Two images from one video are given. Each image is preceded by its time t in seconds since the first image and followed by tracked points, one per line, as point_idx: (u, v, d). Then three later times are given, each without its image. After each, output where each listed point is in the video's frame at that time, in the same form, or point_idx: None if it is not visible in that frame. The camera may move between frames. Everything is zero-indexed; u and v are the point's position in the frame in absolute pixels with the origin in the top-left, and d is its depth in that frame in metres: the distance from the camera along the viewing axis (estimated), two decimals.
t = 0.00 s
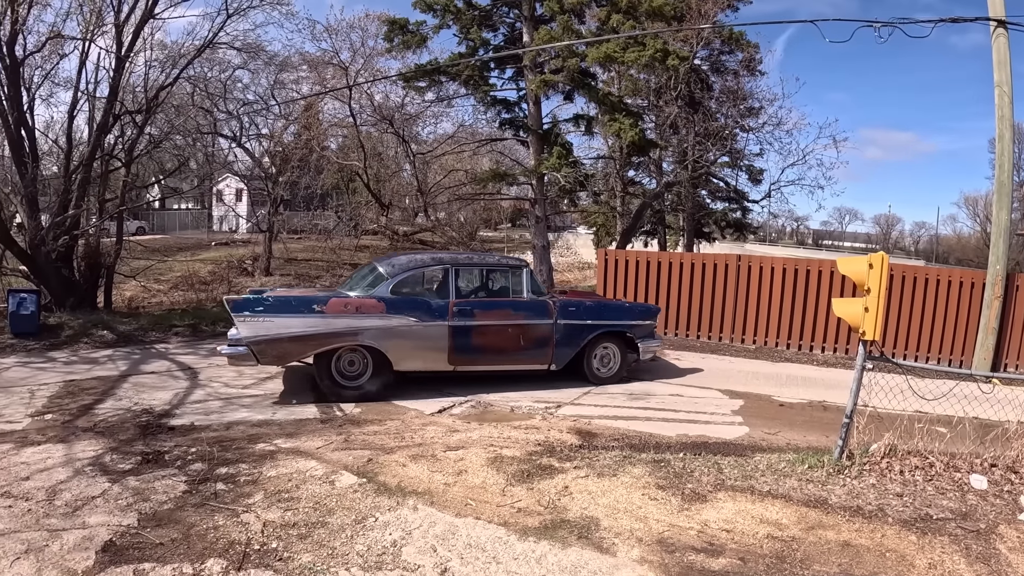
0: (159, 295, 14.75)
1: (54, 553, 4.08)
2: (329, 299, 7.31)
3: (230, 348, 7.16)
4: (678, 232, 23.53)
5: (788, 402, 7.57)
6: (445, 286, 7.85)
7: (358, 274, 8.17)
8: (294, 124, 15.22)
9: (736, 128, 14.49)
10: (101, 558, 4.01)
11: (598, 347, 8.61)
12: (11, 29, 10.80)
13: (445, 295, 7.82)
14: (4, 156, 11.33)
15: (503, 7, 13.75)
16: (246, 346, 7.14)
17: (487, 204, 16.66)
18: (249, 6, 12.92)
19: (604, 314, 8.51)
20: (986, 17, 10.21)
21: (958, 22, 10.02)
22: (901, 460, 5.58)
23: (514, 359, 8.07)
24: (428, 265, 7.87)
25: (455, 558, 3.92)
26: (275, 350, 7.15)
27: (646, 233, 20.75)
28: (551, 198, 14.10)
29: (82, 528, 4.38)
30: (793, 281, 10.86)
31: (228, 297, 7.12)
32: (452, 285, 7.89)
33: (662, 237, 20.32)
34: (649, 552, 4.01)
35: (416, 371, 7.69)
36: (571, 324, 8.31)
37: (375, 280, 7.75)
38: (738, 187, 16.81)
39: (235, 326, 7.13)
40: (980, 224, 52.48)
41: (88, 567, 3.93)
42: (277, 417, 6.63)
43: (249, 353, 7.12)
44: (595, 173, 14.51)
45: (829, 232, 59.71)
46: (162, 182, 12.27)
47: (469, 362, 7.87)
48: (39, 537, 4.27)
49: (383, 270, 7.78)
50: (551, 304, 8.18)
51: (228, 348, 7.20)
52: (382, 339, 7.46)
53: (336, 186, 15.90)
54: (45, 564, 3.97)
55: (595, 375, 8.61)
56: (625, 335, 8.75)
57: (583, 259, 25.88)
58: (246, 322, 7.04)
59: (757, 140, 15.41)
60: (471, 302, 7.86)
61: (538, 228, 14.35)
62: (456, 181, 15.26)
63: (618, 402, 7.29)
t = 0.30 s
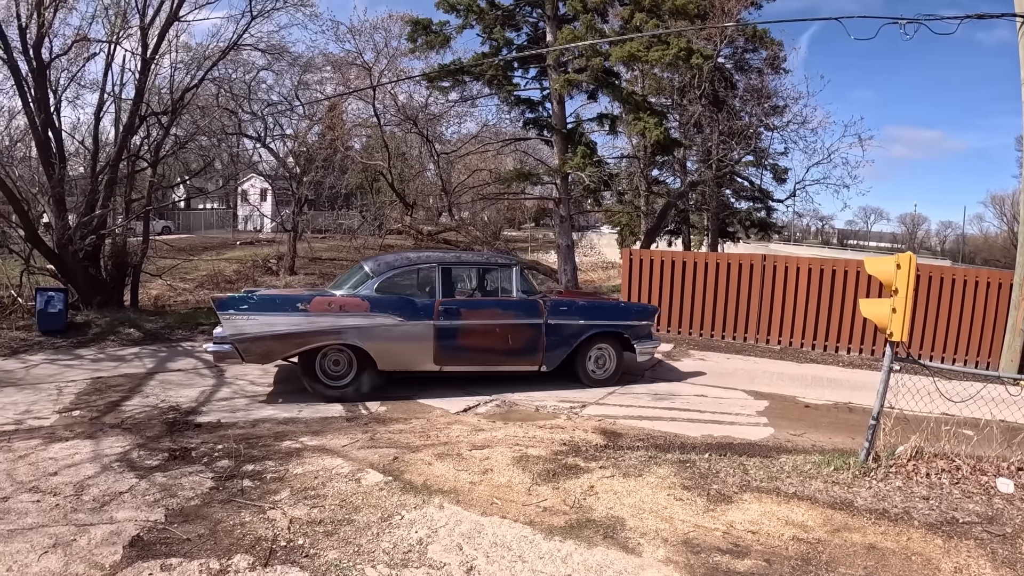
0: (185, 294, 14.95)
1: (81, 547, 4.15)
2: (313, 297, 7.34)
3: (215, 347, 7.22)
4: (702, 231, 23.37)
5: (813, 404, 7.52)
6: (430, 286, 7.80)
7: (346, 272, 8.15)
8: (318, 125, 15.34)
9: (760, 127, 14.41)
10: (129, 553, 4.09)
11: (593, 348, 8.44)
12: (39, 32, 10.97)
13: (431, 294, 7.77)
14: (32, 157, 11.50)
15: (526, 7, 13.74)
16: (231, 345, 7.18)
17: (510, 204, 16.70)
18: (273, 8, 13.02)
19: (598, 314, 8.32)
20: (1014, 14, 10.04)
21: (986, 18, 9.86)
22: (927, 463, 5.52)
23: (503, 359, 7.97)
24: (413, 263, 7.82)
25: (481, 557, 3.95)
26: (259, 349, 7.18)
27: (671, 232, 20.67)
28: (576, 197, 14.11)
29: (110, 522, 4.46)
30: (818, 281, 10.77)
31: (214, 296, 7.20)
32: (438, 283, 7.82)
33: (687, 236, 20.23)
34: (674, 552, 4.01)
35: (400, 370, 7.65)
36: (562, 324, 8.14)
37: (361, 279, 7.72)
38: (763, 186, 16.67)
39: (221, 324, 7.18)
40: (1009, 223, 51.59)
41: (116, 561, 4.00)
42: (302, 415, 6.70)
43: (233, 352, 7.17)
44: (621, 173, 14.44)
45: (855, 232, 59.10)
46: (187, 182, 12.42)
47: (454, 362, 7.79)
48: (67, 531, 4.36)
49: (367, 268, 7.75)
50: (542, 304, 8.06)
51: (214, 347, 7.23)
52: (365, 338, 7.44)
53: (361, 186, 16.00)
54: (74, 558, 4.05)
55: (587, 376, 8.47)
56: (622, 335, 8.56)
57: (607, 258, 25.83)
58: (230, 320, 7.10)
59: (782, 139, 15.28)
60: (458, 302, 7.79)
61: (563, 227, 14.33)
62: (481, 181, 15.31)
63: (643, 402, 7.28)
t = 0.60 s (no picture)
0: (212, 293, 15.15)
1: (114, 541, 4.24)
2: (300, 296, 7.40)
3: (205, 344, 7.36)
4: (729, 231, 23.19)
5: (842, 405, 7.47)
6: (418, 284, 7.76)
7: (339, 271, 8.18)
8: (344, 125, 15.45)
9: (787, 126, 14.29)
10: (160, 547, 4.16)
11: (589, 349, 8.27)
12: (69, 35, 11.13)
13: (418, 293, 7.73)
14: (62, 158, 11.67)
15: (552, 6, 13.74)
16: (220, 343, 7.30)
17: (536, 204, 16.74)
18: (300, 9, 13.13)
19: (592, 313, 8.15)
20: None
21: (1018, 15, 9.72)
22: (959, 466, 5.45)
23: (492, 360, 7.87)
24: (400, 262, 7.78)
25: (513, 555, 3.97)
26: (246, 347, 7.27)
27: (698, 232, 20.57)
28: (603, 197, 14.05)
29: (142, 517, 4.54)
30: (846, 281, 10.69)
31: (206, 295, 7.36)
32: (426, 282, 7.78)
33: (714, 236, 20.11)
34: (706, 552, 4.01)
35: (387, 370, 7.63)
36: (555, 324, 7.99)
37: (350, 277, 7.74)
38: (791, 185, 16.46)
39: (211, 322, 7.32)
40: None
41: (148, 556, 4.08)
42: (332, 413, 6.77)
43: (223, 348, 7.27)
44: (647, 172, 14.41)
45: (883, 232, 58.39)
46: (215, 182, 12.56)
47: (442, 362, 7.73)
48: (99, 526, 4.45)
49: (356, 267, 7.76)
50: (533, 303, 7.93)
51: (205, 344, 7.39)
52: (351, 338, 7.45)
53: (388, 186, 16.09)
54: (105, 552, 4.13)
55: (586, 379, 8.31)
56: (620, 336, 8.37)
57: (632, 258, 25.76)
58: (219, 317, 7.22)
59: (809, 137, 15.14)
60: (446, 301, 7.72)
61: (590, 227, 14.29)
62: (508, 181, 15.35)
63: (672, 402, 7.28)
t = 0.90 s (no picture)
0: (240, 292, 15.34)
1: (149, 536, 4.32)
2: (291, 294, 7.43)
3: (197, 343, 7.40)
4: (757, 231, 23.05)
5: (872, 407, 7.43)
6: (409, 283, 7.74)
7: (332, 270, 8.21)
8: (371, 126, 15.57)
9: (816, 125, 14.18)
10: (195, 542, 4.23)
11: (585, 350, 8.14)
12: (99, 38, 11.29)
13: (409, 292, 7.72)
14: (92, 159, 11.85)
15: (579, 6, 13.74)
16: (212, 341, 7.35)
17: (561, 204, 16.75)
18: (328, 11, 13.24)
19: (587, 313, 8.02)
20: None
21: None
22: (992, 468, 5.38)
23: (483, 360, 7.80)
24: (391, 260, 7.75)
25: (548, 553, 4.00)
26: (238, 345, 7.32)
27: (726, 232, 20.47)
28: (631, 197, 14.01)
29: (176, 512, 4.62)
30: (876, 282, 10.60)
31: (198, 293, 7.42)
32: (417, 280, 7.76)
33: (741, 237, 19.99)
34: (741, 552, 4.02)
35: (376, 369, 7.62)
36: (548, 324, 7.89)
37: (340, 276, 7.76)
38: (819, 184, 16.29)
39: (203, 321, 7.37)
40: None
41: (183, 550, 4.15)
42: (364, 411, 6.84)
43: (216, 348, 7.29)
44: (675, 172, 14.37)
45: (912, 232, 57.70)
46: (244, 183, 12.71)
47: (431, 361, 7.70)
48: (134, 520, 4.53)
49: (346, 266, 7.77)
50: (525, 303, 7.84)
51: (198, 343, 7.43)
52: (340, 336, 7.47)
53: (415, 187, 16.17)
54: (140, 546, 4.21)
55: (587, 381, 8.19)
56: (618, 337, 8.22)
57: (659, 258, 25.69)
58: (211, 315, 7.28)
59: (838, 137, 15.02)
60: (436, 299, 7.69)
61: (618, 228, 14.25)
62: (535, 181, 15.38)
63: (702, 402, 7.28)
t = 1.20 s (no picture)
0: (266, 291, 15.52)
1: (183, 532, 4.40)
2: (282, 294, 7.43)
3: (194, 340, 7.50)
4: (783, 232, 22.93)
5: (901, 410, 7.40)
6: (400, 283, 7.68)
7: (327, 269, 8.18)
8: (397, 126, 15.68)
9: (843, 124, 14.07)
10: (230, 538, 4.31)
11: (578, 351, 8.00)
12: (128, 39, 11.44)
13: (399, 292, 7.66)
14: (120, 159, 12.04)
15: (605, 6, 13.74)
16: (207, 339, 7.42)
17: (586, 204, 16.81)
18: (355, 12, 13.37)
19: (581, 314, 7.88)
20: None
21: None
22: None
23: (473, 360, 7.70)
24: (381, 260, 7.71)
25: (582, 551, 4.05)
26: (230, 343, 7.36)
27: (751, 233, 20.38)
28: (658, 197, 14.00)
29: (210, 508, 4.71)
30: (906, 283, 10.53)
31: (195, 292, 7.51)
32: (408, 280, 7.69)
33: (767, 237, 19.90)
34: (774, 552, 4.05)
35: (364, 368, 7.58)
36: (540, 324, 7.76)
37: (331, 275, 7.73)
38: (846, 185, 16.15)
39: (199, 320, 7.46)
40: None
41: (217, 546, 4.23)
42: (394, 410, 6.92)
43: (209, 345, 7.39)
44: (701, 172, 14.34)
45: (938, 232, 57.03)
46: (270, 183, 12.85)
47: (420, 361, 7.63)
48: (168, 516, 4.62)
49: (337, 265, 7.74)
50: (516, 303, 7.72)
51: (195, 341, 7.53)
52: (329, 335, 7.44)
53: (440, 187, 16.27)
54: (175, 542, 4.29)
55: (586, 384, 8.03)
56: (613, 338, 8.06)
57: (684, 259, 25.64)
58: (205, 314, 7.36)
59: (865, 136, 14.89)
60: (425, 299, 7.61)
61: (645, 228, 14.26)
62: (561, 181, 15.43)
63: (731, 404, 7.29)
